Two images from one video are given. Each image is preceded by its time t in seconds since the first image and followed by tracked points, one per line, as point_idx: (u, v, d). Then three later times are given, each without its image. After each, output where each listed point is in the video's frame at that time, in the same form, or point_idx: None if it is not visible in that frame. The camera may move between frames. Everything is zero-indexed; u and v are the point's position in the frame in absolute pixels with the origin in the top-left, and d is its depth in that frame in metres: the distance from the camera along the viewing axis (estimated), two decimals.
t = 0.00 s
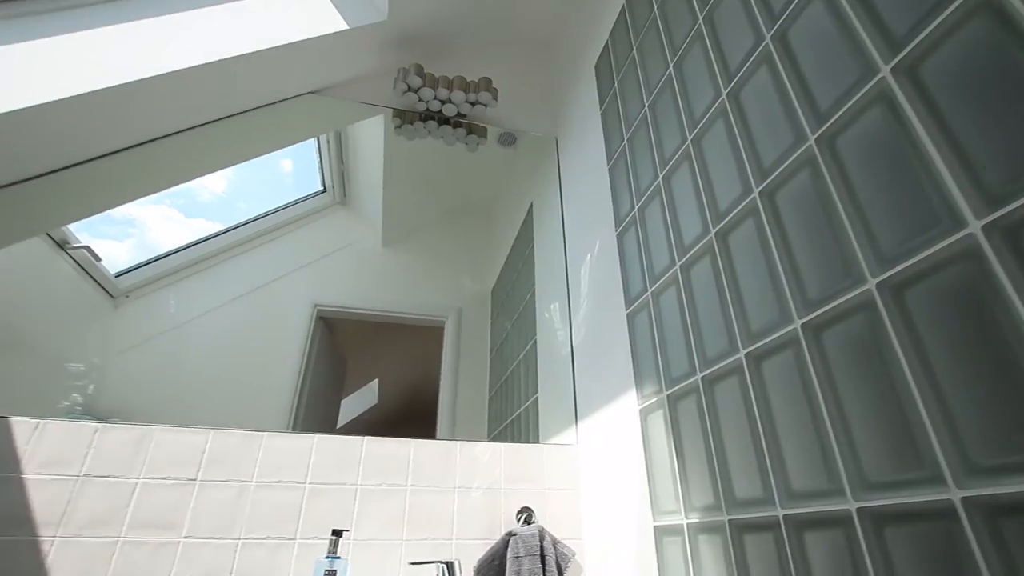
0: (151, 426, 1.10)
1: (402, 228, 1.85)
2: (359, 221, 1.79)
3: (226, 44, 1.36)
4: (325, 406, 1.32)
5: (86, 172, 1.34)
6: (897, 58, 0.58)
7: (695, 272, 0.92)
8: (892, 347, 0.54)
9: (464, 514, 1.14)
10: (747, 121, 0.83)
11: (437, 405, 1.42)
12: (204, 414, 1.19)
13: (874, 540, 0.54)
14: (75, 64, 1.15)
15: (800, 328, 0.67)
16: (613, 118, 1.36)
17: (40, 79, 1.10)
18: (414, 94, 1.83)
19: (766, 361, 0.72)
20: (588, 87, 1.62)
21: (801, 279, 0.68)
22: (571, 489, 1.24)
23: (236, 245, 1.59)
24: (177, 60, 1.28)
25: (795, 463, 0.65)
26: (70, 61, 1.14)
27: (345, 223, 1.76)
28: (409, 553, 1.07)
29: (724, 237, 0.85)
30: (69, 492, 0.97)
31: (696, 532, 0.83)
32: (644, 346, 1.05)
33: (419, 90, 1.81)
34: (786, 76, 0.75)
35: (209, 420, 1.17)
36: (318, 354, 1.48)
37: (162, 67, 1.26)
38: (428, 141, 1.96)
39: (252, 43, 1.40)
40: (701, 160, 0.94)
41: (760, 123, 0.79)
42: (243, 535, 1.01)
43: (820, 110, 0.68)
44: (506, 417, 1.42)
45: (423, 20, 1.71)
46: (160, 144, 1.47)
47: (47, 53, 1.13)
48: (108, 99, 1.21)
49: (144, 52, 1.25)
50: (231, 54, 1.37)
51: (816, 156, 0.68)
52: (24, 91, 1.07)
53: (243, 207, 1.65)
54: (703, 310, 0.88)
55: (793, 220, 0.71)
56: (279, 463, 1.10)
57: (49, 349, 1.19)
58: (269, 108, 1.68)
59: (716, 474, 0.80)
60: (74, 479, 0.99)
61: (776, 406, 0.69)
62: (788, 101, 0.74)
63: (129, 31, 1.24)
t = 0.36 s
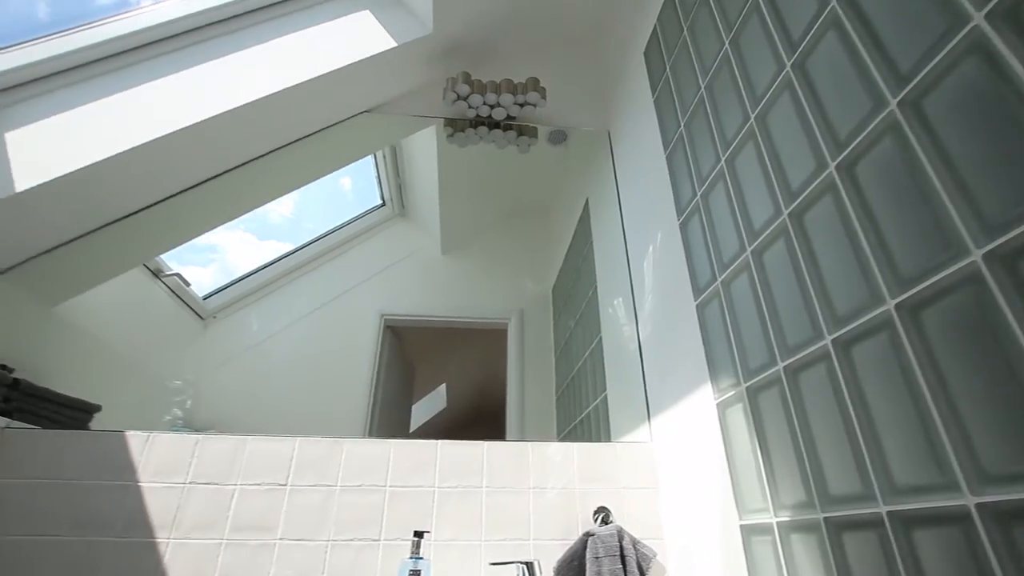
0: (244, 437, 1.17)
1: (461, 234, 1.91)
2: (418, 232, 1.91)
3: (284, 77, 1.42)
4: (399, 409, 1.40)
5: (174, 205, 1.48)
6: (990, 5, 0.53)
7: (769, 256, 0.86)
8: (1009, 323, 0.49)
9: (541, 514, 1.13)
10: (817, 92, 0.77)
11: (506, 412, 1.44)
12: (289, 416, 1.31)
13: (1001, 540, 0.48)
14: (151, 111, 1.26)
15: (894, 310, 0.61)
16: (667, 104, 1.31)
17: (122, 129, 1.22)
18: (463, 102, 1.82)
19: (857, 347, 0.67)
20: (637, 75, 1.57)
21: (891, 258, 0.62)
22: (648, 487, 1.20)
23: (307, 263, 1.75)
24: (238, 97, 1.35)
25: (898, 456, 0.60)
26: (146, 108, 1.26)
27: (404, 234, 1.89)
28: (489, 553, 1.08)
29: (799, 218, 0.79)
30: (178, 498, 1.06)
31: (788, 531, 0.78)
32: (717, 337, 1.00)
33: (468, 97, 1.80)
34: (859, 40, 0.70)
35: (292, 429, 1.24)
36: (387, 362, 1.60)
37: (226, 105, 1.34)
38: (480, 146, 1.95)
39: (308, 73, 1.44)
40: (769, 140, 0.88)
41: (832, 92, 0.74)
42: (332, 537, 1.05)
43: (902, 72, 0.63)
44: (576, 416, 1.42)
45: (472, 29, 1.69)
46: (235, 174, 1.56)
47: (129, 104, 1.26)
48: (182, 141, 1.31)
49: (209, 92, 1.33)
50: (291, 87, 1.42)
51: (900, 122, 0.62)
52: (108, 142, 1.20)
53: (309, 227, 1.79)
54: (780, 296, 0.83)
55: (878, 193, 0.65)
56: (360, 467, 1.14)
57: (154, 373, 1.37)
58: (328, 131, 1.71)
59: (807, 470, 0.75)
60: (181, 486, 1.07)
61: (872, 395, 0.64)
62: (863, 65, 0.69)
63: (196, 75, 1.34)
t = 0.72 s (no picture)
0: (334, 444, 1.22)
1: (527, 236, 1.96)
2: (477, 236, 2.00)
3: (345, 98, 1.49)
4: (474, 408, 1.50)
5: (255, 231, 1.60)
6: None
7: (857, 231, 0.79)
8: None
9: (625, 513, 1.11)
10: (903, 47, 0.71)
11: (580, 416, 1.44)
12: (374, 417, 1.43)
13: None
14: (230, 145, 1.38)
15: (1017, 278, 0.54)
16: (730, 80, 1.25)
17: (208, 165, 1.35)
18: (516, 103, 1.80)
19: (974, 323, 0.60)
20: (693, 54, 1.50)
21: (1008, 220, 0.56)
22: (738, 484, 1.14)
23: (378, 274, 1.91)
24: (304, 122, 1.44)
25: None
26: (225, 143, 1.38)
27: (465, 240, 2.00)
28: (574, 553, 1.07)
29: (891, 186, 0.73)
30: (279, 501, 1.13)
31: (901, 528, 0.71)
32: (804, 322, 0.93)
33: (520, 98, 1.78)
34: None
35: (375, 436, 1.30)
36: (460, 364, 1.74)
37: (293, 132, 1.43)
38: (536, 146, 1.95)
39: (366, 93, 1.51)
40: (848, 107, 0.82)
41: (922, 44, 0.67)
42: (420, 538, 1.08)
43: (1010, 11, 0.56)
44: (655, 411, 1.42)
45: (523, 30, 1.69)
46: (306, 199, 1.66)
47: (211, 142, 1.38)
48: (259, 170, 1.42)
49: (278, 121, 1.43)
50: (352, 108, 1.49)
51: (1011, 67, 0.56)
52: (197, 178, 1.33)
53: (375, 241, 1.92)
54: (874, 273, 0.76)
55: (989, 149, 0.58)
56: (443, 470, 1.16)
57: (253, 384, 1.54)
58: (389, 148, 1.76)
59: (920, 461, 0.68)
60: (281, 491, 1.14)
61: (997, 375, 0.57)
62: (960, 10, 0.62)
63: (265, 107, 1.45)
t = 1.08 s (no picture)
0: (414, 447, 1.26)
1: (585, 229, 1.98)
2: (536, 236, 2.06)
3: (398, 113, 1.54)
4: (545, 410, 1.53)
5: (327, 249, 1.68)
6: None
7: (959, 197, 0.72)
8: None
9: (711, 511, 1.06)
10: None
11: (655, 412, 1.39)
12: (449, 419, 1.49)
13: None
14: (296, 169, 1.47)
15: None
16: (795, 49, 1.17)
17: (279, 189, 1.44)
18: (567, 99, 1.79)
19: None
20: (751, 26, 1.42)
21: None
22: (836, 479, 1.06)
23: (443, 279, 2.00)
24: (362, 140, 1.51)
25: None
26: (294, 168, 1.47)
27: (525, 240, 2.06)
28: (659, 553, 1.04)
29: (997, 142, 0.65)
30: (366, 504, 1.18)
31: None
32: (900, 301, 0.84)
33: (570, 93, 1.77)
34: None
35: (452, 439, 1.33)
36: (527, 360, 1.79)
37: (354, 150, 1.49)
38: (590, 140, 1.91)
39: (419, 105, 1.55)
40: (937, 61, 0.75)
41: None
42: (502, 538, 1.09)
43: None
44: (737, 401, 1.36)
45: (569, 24, 1.66)
46: (370, 214, 1.73)
47: (281, 168, 1.48)
48: (325, 190, 1.49)
49: (338, 141, 1.50)
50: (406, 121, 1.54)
51: None
52: (271, 204, 1.42)
53: (436, 247, 1.99)
54: (982, 240, 0.68)
55: None
56: (520, 471, 1.17)
57: (336, 394, 1.64)
58: (444, 158, 1.80)
59: None
60: (368, 493, 1.19)
61: None
62: None
63: (327, 131, 1.53)
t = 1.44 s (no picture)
0: (481, 449, 1.28)
1: (638, 221, 1.93)
2: (591, 231, 2.02)
3: (445, 122, 1.57)
4: (610, 407, 1.50)
5: (385, 259, 1.74)
6: None
7: None
8: None
9: (795, 508, 1.01)
10: None
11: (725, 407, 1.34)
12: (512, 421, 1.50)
13: None
14: (352, 186, 1.53)
15: None
16: (860, 12, 1.09)
17: (339, 205, 1.51)
18: (613, 91, 1.75)
19: None
20: None
21: None
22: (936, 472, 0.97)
23: (500, 280, 2.03)
24: (412, 152, 1.55)
25: None
26: (351, 183, 1.54)
27: (579, 237, 2.04)
28: (741, 553, 1.00)
29: None
30: (439, 505, 1.21)
31: None
32: (1001, 274, 0.76)
33: (617, 84, 1.72)
34: None
35: (518, 440, 1.33)
36: (588, 359, 1.78)
37: (405, 161, 1.54)
38: (640, 130, 1.88)
39: (463, 112, 1.58)
40: None
41: None
42: (576, 538, 1.08)
43: None
44: (814, 394, 1.28)
45: (609, 15, 1.64)
46: (423, 223, 1.77)
47: (339, 184, 1.55)
48: (381, 202, 1.55)
49: (389, 154, 1.56)
50: (453, 129, 1.57)
51: None
52: (331, 220, 1.49)
53: (490, 251, 2.02)
54: None
55: None
56: (588, 470, 1.16)
57: (403, 399, 1.69)
58: (489, 163, 1.81)
59: None
60: (440, 495, 1.22)
61: None
62: None
63: (380, 145, 1.59)
